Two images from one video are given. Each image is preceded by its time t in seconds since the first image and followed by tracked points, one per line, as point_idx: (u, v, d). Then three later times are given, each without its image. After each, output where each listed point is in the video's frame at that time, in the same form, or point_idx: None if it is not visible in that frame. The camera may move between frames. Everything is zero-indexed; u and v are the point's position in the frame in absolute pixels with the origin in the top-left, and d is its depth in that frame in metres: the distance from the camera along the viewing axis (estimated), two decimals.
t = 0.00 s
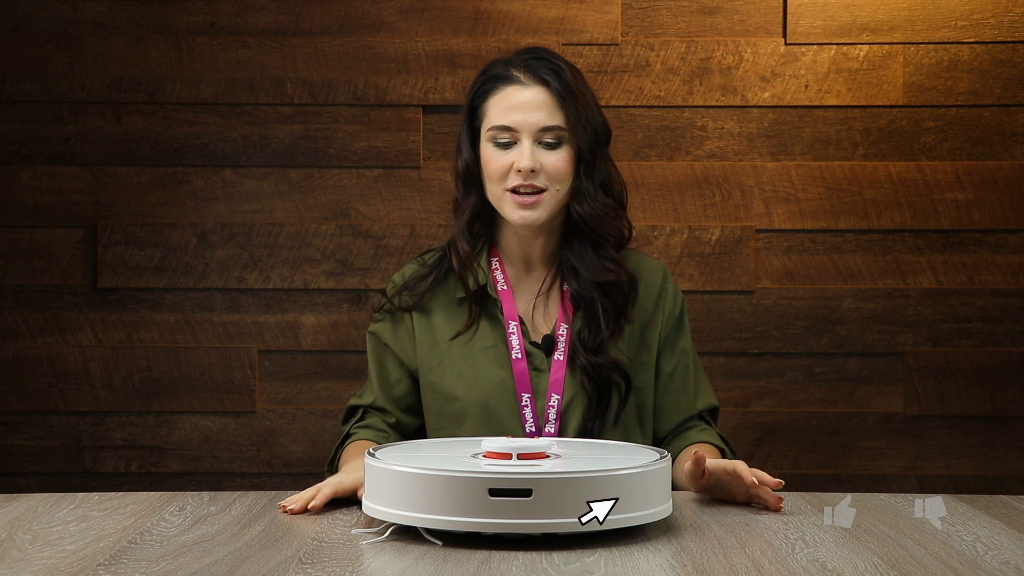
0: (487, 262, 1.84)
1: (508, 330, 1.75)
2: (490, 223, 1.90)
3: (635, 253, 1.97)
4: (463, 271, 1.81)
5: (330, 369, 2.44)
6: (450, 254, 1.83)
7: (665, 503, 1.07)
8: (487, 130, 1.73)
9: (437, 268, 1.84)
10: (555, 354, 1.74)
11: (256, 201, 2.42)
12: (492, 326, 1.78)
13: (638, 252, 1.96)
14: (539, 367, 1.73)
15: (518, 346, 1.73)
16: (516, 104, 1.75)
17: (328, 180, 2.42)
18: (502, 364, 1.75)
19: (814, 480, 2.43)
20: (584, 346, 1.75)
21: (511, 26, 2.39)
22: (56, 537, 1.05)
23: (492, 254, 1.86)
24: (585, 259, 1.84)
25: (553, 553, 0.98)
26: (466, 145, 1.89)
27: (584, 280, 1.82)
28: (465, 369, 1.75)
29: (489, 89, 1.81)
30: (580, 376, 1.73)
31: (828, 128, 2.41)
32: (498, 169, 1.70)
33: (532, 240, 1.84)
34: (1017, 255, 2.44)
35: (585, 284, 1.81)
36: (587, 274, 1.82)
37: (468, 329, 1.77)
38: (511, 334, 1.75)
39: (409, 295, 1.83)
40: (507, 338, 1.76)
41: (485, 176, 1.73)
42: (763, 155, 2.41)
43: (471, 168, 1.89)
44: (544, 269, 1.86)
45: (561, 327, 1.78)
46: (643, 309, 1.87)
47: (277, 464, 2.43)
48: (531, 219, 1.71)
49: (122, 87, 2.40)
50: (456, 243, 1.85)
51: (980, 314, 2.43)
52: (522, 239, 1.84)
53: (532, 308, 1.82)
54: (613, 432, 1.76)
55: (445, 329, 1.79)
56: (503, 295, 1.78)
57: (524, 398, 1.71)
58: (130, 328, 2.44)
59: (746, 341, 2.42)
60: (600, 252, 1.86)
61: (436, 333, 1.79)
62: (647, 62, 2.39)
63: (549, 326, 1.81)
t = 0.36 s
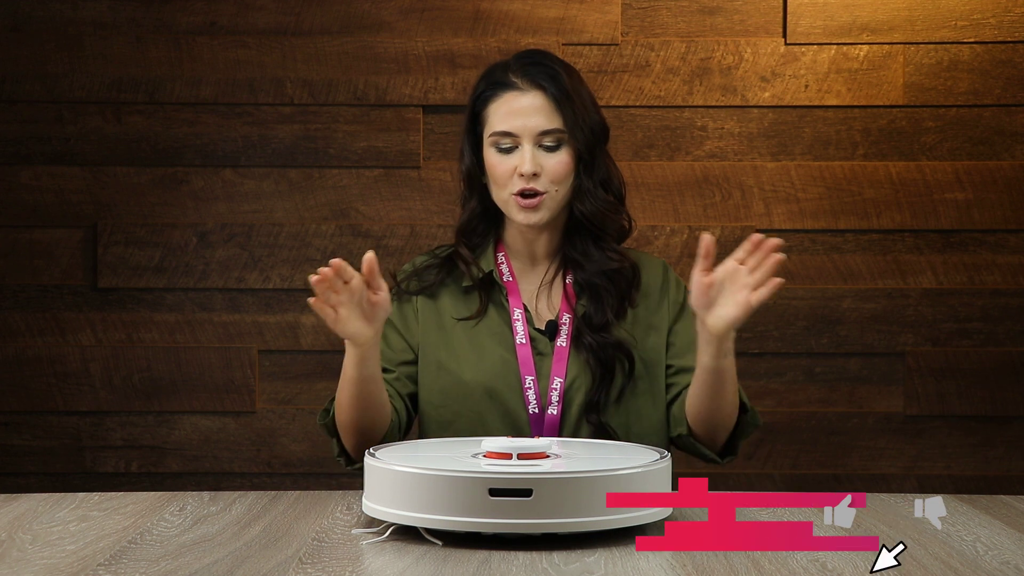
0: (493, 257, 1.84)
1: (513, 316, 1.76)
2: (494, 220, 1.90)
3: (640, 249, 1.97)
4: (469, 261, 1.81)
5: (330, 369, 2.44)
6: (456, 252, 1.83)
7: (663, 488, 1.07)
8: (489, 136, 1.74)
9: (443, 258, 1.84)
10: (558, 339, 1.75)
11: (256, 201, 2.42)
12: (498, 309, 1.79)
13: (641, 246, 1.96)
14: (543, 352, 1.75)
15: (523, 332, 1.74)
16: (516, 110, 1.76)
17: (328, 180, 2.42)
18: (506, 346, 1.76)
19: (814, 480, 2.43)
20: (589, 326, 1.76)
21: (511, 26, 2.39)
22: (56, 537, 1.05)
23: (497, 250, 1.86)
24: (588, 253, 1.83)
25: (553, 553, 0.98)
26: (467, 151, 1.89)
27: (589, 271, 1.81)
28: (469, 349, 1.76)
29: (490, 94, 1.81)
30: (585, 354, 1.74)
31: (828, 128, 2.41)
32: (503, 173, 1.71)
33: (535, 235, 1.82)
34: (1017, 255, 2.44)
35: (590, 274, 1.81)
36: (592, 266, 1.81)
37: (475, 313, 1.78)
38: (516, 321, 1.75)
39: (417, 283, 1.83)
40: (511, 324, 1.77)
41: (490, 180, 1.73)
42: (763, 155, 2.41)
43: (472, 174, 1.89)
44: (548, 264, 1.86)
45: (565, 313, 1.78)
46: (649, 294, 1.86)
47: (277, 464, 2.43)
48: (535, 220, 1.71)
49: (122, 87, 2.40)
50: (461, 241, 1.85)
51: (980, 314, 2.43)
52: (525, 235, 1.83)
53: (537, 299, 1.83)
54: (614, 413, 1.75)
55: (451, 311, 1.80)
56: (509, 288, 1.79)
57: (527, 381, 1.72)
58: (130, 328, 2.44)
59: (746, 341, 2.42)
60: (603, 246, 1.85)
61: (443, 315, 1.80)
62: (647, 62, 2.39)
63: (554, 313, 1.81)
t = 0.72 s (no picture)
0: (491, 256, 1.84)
1: (510, 316, 1.76)
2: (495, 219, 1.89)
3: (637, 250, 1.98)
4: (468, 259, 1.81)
5: (330, 369, 2.44)
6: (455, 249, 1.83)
7: (664, 487, 1.06)
8: (495, 130, 1.75)
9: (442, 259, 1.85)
10: (555, 339, 1.76)
11: (256, 201, 2.42)
12: (495, 308, 1.80)
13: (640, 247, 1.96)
14: (539, 351, 1.75)
15: (520, 332, 1.75)
16: (524, 108, 1.76)
17: (328, 180, 2.42)
18: (503, 345, 1.76)
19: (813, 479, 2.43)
20: (587, 329, 1.77)
21: (511, 27, 2.39)
22: (56, 537, 1.05)
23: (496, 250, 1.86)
24: (587, 258, 1.83)
25: (553, 553, 0.98)
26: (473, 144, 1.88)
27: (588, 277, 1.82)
28: (467, 349, 1.76)
29: (500, 89, 1.82)
30: (582, 357, 1.74)
31: (828, 128, 2.41)
32: (506, 168, 1.71)
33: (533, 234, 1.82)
34: (1017, 255, 2.44)
35: (588, 280, 1.81)
36: (591, 272, 1.82)
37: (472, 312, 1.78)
38: (513, 321, 1.76)
39: (416, 283, 1.84)
40: (509, 324, 1.77)
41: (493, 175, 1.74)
42: (763, 155, 2.41)
43: (477, 167, 1.88)
44: (546, 265, 1.85)
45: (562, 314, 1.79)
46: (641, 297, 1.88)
47: (277, 464, 2.43)
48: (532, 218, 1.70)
49: (122, 87, 2.40)
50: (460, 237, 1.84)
51: (980, 314, 2.43)
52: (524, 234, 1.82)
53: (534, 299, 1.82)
54: (613, 410, 1.75)
55: (449, 311, 1.80)
56: (507, 288, 1.79)
57: (524, 379, 1.72)
58: (130, 328, 2.44)
59: (746, 341, 2.42)
60: (603, 253, 1.84)
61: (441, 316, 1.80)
62: (647, 62, 2.39)
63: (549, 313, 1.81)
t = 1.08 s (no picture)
0: (487, 258, 1.84)
1: (506, 320, 1.75)
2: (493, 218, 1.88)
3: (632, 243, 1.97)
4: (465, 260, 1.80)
5: (330, 369, 2.44)
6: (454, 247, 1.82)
7: (663, 486, 1.06)
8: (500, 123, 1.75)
9: (439, 260, 1.83)
10: (551, 342, 1.75)
11: (256, 201, 2.42)
12: (491, 312, 1.78)
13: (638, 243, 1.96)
14: (536, 355, 1.75)
15: (515, 337, 1.74)
16: (531, 102, 1.77)
17: (328, 180, 2.42)
18: (500, 350, 1.75)
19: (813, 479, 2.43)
20: (579, 337, 1.76)
21: (511, 27, 2.39)
22: (56, 537, 1.05)
23: (491, 250, 1.86)
24: (585, 257, 1.82)
25: (553, 553, 0.98)
26: (478, 137, 1.88)
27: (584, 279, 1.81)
28: (464, 356, 1.76)
29: (507, 84, 1.83)
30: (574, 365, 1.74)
31: (828, 128, 2.41)
32: (509, 161, 1.71)
33: (531, 234, 1.82)
34: (1017, 255, 2.44)
35: (584, 280, 1.80)
36: (586, 272, 1.80)
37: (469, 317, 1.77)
38: (509, 325, 1.75)
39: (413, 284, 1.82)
40: (505, 327, 1.76)
41: (496, 168, 1.73)
42: (763, 155, 2.41)
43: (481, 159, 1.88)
44: (542, 265, 1.86)
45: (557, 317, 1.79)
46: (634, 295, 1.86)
47: (277, 464, 2.43)
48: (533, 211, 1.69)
49: (122, 87, 2.40)
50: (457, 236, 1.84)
51: (980, 314, 2.43)
52: (522, 234, 1.83)
53: (530, 301, 1.82)
54: (608, 415, 1.73)
55: (446, 318, 1.79)
56: (503, 290, 1.78)
57: (521, 385, 1.71)
58: (130, 328, 2.44)
59: (746, 341, 2.42)
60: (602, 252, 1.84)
61: (439, 321, 1.79)
62: (647, 62, 2.39)
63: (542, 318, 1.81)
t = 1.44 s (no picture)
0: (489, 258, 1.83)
1: (507, 322, 1.74)
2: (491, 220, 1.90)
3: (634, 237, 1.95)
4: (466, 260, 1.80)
5: (330, 369, 2.44)
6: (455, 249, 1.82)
7: (663, 486, 1.06)
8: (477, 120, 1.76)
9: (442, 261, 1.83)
10: (551, 347, 1.74)
11: (256, 201, 2.42)
12: (493, 318, 1.78)
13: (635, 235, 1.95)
14: (537, 358, 1.74)
15: (516, 340, 1.73)
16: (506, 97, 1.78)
17: (328, 180, 2.42)
18: (501, 357, 1.75)
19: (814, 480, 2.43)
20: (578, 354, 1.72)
21: (511, 27, 2.39)
22: (56, 537, 1.05)
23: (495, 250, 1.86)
24: (577, 263, 1.81)
25: (553, 553, 0.98)
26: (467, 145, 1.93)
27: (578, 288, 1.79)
28: (464, 359, 1.77)
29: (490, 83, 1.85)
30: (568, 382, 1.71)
31: (828, 128, 2.41)
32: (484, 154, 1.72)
33: (529, 234, 1.82)
34: (1017, 255, 2.44)
35: (578, 292, 1.78)
36: (580, 280, 1.79)
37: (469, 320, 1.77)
38: (509, 327, 1.74)
39: (415, 283, 1.82)
40: (505, 330, 1.75)
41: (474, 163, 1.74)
42: (763, 155, 2.41)
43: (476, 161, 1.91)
44: (543, 265, 1.85)
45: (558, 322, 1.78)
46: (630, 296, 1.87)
47: (278, 464, 2.43)
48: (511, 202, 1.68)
49: (122, 87, 2.40)
50: (458, 236, 1.84)
51: (980, 314, 2.43)
52: (519, 235, 1.83)
53: (530, 303, 1.81)
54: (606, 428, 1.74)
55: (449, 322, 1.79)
56: (503, 291, 1.77)
57: (520, 390, 1.71)
58: (130, 328, 2.44)
59: (746, 341, 2.42)
60: (594, 257, 1.82)
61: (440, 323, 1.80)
62: (647, 62, 2.39)
63: (548, 313, 1.81)
